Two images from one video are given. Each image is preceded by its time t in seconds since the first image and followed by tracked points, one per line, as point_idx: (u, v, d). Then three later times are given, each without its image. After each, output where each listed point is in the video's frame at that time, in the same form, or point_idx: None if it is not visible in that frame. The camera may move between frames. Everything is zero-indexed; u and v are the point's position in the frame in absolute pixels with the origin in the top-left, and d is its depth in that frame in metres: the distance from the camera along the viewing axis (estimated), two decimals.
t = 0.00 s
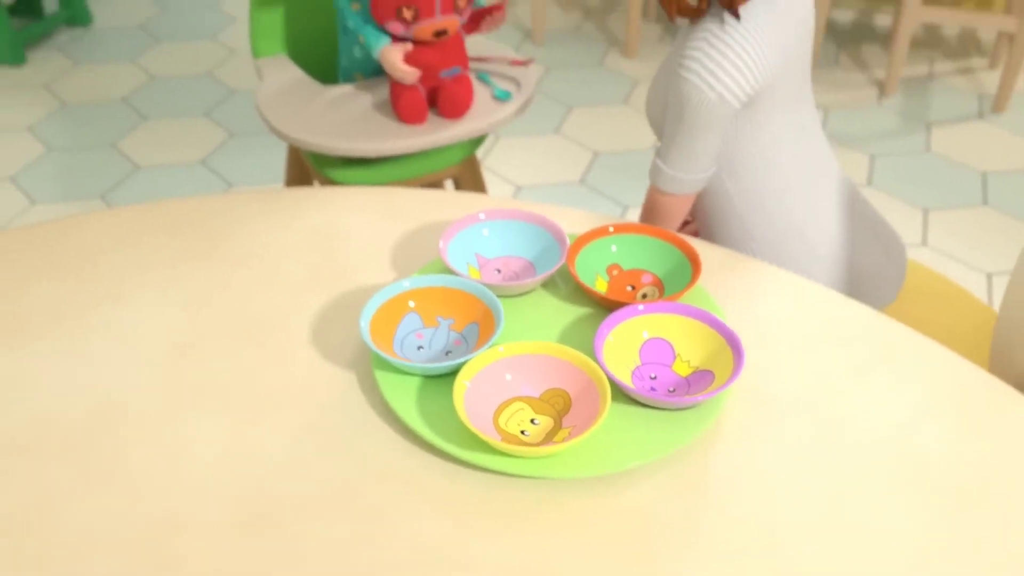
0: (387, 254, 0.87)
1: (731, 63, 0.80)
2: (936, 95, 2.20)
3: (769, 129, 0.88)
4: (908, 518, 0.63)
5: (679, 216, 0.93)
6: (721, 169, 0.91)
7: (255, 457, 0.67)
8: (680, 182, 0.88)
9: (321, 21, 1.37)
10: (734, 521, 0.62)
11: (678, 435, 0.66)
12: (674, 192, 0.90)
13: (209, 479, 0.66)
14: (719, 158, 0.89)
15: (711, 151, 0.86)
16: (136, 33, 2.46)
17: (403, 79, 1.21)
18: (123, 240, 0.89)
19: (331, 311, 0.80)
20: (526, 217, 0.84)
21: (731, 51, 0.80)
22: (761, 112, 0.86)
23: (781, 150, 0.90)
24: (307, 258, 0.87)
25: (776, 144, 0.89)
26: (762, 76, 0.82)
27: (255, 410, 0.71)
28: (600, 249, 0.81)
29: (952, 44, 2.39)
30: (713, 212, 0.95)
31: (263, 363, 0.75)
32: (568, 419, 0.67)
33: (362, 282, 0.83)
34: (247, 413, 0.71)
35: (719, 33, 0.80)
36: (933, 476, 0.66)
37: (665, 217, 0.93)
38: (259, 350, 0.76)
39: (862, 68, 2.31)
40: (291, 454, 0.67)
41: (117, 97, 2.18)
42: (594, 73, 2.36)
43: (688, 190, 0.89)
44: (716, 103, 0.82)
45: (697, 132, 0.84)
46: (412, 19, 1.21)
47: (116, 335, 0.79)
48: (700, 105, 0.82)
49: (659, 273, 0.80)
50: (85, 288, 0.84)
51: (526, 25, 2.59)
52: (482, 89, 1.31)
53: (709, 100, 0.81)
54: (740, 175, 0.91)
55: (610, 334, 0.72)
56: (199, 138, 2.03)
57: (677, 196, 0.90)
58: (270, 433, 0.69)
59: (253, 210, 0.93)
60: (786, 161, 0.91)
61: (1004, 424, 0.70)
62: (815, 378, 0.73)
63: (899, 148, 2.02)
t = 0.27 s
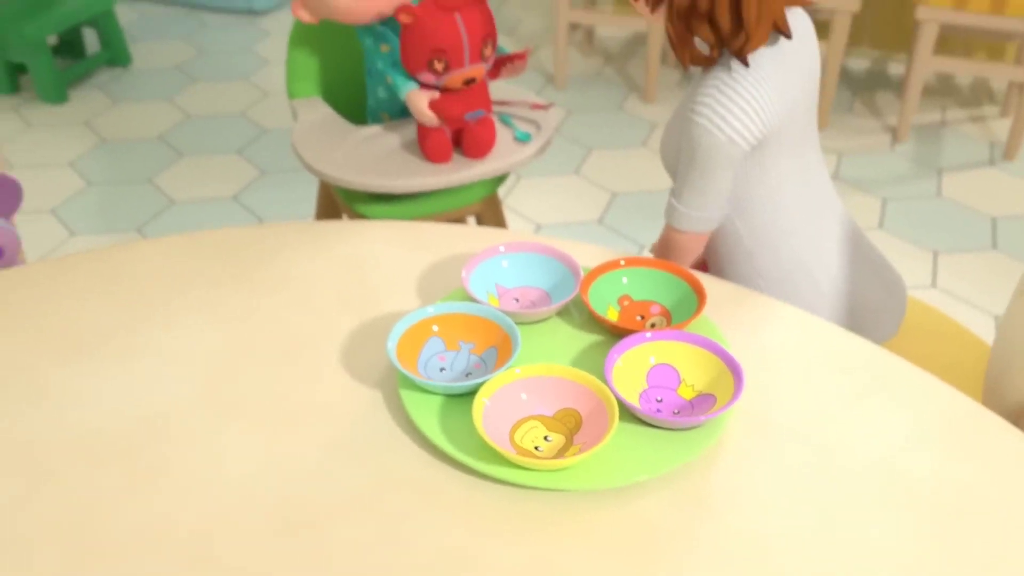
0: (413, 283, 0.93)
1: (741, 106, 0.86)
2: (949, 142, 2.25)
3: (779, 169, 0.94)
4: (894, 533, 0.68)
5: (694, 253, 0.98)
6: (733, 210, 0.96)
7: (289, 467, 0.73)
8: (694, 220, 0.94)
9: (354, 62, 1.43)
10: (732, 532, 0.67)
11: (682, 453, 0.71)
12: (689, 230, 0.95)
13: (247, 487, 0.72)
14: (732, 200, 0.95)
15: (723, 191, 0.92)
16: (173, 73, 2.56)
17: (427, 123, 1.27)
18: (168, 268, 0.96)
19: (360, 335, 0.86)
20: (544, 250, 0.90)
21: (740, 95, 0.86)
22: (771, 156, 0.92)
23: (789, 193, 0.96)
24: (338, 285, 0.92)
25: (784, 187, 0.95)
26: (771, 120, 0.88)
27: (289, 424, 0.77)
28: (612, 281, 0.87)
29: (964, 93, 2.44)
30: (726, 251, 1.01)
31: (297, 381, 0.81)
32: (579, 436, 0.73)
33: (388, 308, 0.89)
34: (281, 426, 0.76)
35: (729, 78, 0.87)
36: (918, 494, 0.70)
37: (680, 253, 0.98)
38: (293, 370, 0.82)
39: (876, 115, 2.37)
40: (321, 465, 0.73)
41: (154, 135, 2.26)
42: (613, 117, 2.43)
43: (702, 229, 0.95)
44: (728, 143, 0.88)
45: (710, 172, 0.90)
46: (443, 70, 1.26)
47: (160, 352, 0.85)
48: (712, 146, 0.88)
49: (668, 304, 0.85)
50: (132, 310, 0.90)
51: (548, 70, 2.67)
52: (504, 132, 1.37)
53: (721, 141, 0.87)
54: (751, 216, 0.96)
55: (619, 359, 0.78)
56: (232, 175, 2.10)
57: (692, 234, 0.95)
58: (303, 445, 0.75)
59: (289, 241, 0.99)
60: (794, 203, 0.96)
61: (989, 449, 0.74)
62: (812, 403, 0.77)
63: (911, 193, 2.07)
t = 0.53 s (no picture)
0: (440, 314, 0.99)
1: (796, 134, 0.93)
2: (961, 191, 2.30)
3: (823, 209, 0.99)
4: (883, 550, 0.73)
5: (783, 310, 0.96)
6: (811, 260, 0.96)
7: (326, 482, 0.79)
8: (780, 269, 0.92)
9: (382, 103, 1.51)
10: (730, 547, 0.72)
11: (686, 474, 0.77)
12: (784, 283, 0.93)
13: (287, 499, 0.78)
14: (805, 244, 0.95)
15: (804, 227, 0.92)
16: (210, 116, 2.67)
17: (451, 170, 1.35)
18: (213, 300, 1.03)
19: (391, 361, 0.92)
20: (563, 285, 0.96)
21: (791, 126, 0.93)
22: (820, 193, 0.97)
23: (825, 236, 1.02)
24: (371, 315, 0.99)
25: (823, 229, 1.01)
26: (821, 149, 0.95)
27: (324, 443, 0.83)
28: (625, 314, 0.93)
29: (977, 144, 2.50)
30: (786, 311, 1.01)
31: (331, 404, 0.87)
32: (592, 456, 0.79)
33: (416, 337, 0.96)
34: (317, 446, 0.83)
35: (774, 120, 0.95)
36: (907, 516, 0.76)
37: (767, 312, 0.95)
38: (328, 393, 0.89)
39: (890, 164, 2.43)
40: (353, 480, 0.79)
41: (192, 175, 2.36)
42: (634, 163, 2.50)
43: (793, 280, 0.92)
44: (799, 166, 0.92)
45: (789, 205, 0.91)
46: (468, 117, 1.36)
47: (206, 377, 0.92)
48: (786, 173, 0.91)
49: (677, 337, 0.91)
50: (180, 338, 0.98)
51: (571, 117, 2.76)
52: (527, 175, 1.45)
53: (792, 167, 0.91)
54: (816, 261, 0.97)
55: (631, 386, 0.84)
56: (267, 214, 2.19)
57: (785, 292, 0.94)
58: (337, 462, 0.81)
59: (324, 275, 1.07)
60: (827, 247, 1.03)
61: (976, 476, 0.80)
62: (811, 429, 0.83)
63: (924, 240, 2.12)
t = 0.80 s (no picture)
0: (459, 336, 1.04)
1: (857, 168, 0.97)
2: (971, 227, 2.35)
3: (856, 245, 1.03)
4: (872, 560, 0.77)
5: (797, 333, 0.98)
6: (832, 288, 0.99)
7: (352, 491, 0.85)
8: (809, 288, 0.95)
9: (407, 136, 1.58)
10: (728, 556, 0.77)
11: (690, 487, 0.81)
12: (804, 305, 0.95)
13: (315, 508, 0.83)
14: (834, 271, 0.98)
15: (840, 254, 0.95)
16: (238, 148, 2.75)
17: (470, 199, 1.41)
18: (245, 322, 1.09)
19: (412, 380, 0.98)
20: (577, 310, 1.02)
21: (854, 158, 0.97)
22: (860, 230, 1.01)
23: (851, 276, 1.05)
24: (394, 337, 1.05)
25: (850, 268, 1.04)
26: (873, 188, 0.99)
27: (350, 456, 0.88)
28: (635, 339, 0.99)
29: (987, 181, 2.55)
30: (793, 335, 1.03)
31: (356, 420, 0.93)
32: (602, 470, 0.84)
33: (437, 358, 1.01)
34: (343, 459, 0.88)
35: (837, 147, 0.99)
36: (897, 530, 0.80)
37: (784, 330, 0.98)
38: (353, 410, 0.94)
39: (901, 200, 2.47)
40: (378, 491, 0.84)
41: (219, 205, 2.43)
42: (649, 196, 2.56)
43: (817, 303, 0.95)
44: (855, 198, 0.95)
45: (833, 230, 0.94)
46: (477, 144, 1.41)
47: (239, 395, 0.98)
48: (840, 199, 0.95)
49: (684, 360, 0.96)
50: (214, 357, 1.03)
51: (588, 152, 2.82)
52: (544, 207, 1.50)
53: (846, 196, 0.95)
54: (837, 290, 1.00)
55: (639, 405, 0.89)
56: (292, 242, 2.26)
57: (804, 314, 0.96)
58: (362, 474, 0.86)
59: (350, 299, 1.12)
60: (849, 288, 1.06)
61: (966, 494, 0.84)
62: (810, 447, 0.88)
63: (932, 274, 2.16)
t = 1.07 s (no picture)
0: (478, 353, 1.11)
1: (858, 202, 1.02)
2: (978, 260, 2.39)
3: (855, 272, 1.08)
4: (863, 564, 0.83)
5: (788, 352, 1.04)
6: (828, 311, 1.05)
7: (378, 494, 0.91)
8: (804, 311, 1.01)
9: (428, 168, 1.65)
10: (728, 557, 0.82)
11: (693, 494, 0.87)
12: (799, 325, 1.01)
13: (343, 509, 0.89)
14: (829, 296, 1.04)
15: (836, 281, 1.01)
16: (262, 178, 2.83)
17: (489, 221, 1.48)
18: (276, 339, 1.16)
19: (434, 393, 1.04)
20: (589, 331, 1.08)
21: (856, 193, 1.03)
22: (859, 259, 1.06)
23: (849, 301, 1.10)
24: (416, 354, 1.11)
25: (848, 293, 1.10)
26: (874, 221, 1.04)
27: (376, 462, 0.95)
28: (643, 357, 1.05)
29: (994, 215, 2.59)
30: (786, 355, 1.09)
31: (381, 429, 0.99)
32: (611, 478, 0.89)
33: (457, 373, 1.07)
34: (369, 464, 0.94)
35: (840, 180, 1.04)
36: (887, 537, 0.85)
37: (774, 349, 1.04)
38: (379, 420, 1.00)
39: (909, 233, 2.52)
40: (401, 495, 0.90)
41: (244, 232, 2.51)
42: (661, 227, 2.62)
43: (810, 324, 1.01)
44: (855, 230, 1.01)
45: (831, 260, 1.00)
46: (499, 167, 1.49)
47: (270, 406, 1.04)
48: (840, 231, 1.01)
49: (690, 378, 1.02)
50: (246, 372, 1.10)
51: (603, 184, 2.89)
52: (559, 235, 1.57)
53: (845, 229, 1.01)
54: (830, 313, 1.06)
55: (647, 418, 0.95)
56: (314, 269, 2.33)
57: (797, 332, 1.02)
58: (387, 478, 0.92)
59: (375, 318, 1.19)
60: (848, 312, 1.11)
61: (954, 504, 0.89)
62: (807, 459, 0.93)
63: (938, 304, 2.21)
